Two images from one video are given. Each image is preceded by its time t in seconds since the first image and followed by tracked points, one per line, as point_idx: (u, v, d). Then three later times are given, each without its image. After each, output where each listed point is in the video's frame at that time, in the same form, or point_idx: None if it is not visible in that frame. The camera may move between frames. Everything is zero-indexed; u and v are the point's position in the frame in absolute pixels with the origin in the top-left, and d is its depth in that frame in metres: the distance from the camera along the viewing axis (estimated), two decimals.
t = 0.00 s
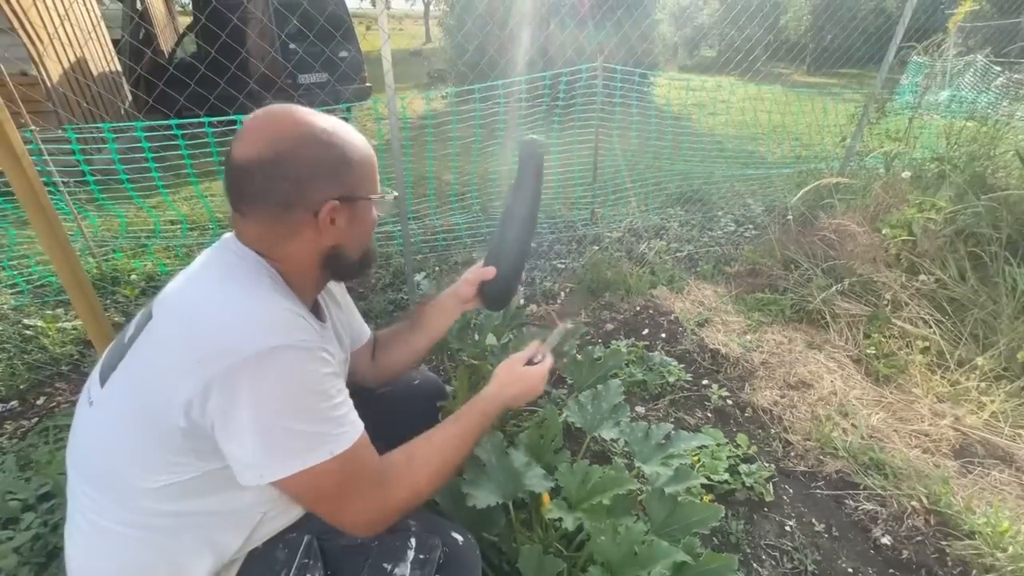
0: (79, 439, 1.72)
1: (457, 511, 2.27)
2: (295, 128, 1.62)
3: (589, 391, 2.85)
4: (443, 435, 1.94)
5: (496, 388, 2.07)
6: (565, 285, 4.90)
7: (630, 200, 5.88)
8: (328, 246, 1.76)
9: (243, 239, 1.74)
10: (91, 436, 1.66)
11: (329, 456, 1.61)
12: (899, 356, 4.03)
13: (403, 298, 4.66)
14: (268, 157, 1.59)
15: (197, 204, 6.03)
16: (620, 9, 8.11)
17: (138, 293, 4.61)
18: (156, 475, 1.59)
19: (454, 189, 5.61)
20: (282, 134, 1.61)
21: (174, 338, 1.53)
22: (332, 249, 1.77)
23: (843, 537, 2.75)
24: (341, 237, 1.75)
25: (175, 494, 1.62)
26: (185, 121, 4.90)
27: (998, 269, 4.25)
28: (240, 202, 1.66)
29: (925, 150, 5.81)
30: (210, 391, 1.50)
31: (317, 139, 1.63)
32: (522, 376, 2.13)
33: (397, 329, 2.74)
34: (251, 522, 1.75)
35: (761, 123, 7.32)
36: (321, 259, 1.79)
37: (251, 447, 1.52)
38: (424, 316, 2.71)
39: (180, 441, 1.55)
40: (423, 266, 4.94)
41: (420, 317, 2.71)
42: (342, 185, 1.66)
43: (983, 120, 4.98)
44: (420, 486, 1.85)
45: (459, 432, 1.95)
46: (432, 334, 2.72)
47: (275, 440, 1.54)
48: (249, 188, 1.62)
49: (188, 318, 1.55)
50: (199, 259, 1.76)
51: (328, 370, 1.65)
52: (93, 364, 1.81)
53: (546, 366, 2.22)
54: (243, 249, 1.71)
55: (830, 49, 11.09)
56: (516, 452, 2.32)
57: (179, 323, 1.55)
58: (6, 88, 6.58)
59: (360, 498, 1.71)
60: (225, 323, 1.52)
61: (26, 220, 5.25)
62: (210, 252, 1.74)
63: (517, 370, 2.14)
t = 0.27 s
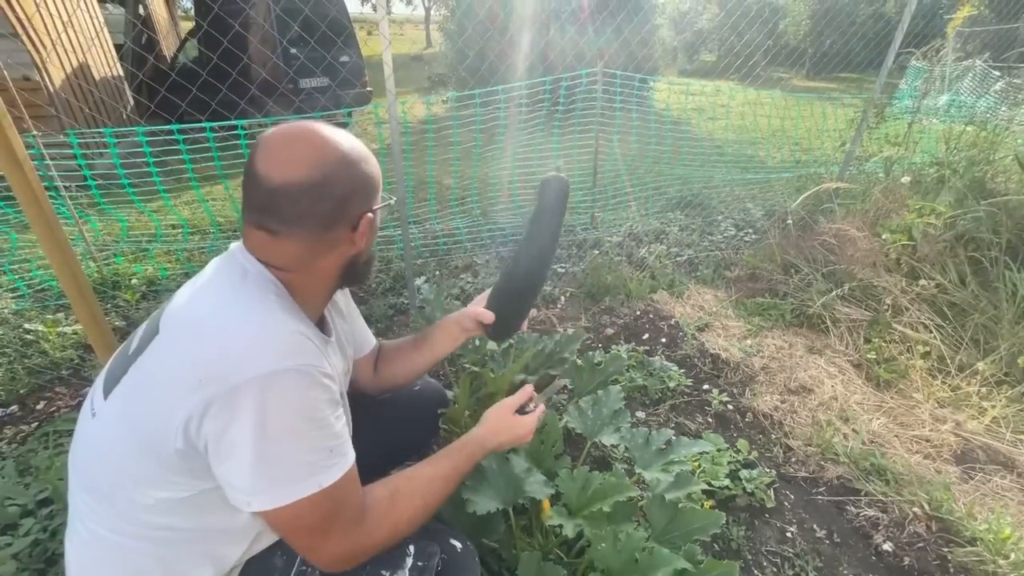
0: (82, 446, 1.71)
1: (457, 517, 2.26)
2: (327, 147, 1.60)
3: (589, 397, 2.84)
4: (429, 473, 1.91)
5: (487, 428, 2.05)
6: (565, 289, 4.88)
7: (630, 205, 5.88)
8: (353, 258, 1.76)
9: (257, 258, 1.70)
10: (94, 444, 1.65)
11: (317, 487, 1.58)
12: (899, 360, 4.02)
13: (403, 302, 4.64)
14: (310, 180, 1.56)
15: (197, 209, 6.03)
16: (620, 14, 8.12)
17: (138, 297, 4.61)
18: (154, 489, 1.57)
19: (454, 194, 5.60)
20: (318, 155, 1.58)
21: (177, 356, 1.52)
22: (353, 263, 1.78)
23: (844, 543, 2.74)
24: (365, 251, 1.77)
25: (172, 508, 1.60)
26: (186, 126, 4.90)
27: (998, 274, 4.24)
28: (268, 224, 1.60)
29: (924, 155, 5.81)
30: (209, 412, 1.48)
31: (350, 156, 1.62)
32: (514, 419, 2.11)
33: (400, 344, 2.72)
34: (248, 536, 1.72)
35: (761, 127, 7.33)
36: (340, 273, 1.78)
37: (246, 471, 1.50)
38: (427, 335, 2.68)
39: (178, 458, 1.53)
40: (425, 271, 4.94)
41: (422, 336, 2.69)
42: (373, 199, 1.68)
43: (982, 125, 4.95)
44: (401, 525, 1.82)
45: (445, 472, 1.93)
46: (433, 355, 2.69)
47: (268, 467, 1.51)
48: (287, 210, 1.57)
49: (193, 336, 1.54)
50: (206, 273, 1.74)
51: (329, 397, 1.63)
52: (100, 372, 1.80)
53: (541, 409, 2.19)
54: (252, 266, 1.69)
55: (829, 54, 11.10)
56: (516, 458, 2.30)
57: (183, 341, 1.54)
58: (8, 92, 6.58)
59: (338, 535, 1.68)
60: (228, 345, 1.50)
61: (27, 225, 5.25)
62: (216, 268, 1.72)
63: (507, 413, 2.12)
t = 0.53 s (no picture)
0: (84, 464, 1.69)
1: (459, 525, 2.25)
2: (329, 159, 1.59)
3: (591, 403, 2.83)
4: (436, 490, 1.87)
5: (492, 438, 1.98)
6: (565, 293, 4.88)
7: (631, 209, 5.87)
8: (356, 270, 1.75)
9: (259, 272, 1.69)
10: (95, 462, 1.64)
11: (320, 512, 1.57)
12: (901, 365, 4.01)
13: (404, 306, 4.62)
14: (314, 192, 1.54)
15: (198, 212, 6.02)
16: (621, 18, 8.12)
17: (139, 301, 4.60)
18: (156, 510, 1.56)
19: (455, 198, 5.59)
20: (321, 167, 1.57)
21: (177, 381, 1.50)
22: (355, 274, 1.77)
23: (847, 550, 2.73)
24: (367, 261, 1.76)
25: (174, 529, 1.58)
26: (188, 129, 4.89)
27: (999, 278, 4.25)
28: (272, 238, 1.59)
29: (924, 159, 5.81)
30: (208, 439, 1.46)
31: (351, 166, 1.61)
32: (525, 426, 2.03)
33: (405, 356, 2.70)
34: (252, 552, 1.71)
35: (761, 131, 7.33)
36: (342, 285, 1.77)
37: (247, 499, 1.48)
38: (434, 351, 2.67)
39: (180, 482, 1.52)
40: (425, 275, 4.93)
41: (429, 352, 2.68)
42: (375, 207, 1.67)
43: (983, 130, 4.96)
44: (409, 544, 1.80)
45: (453, 488, 1.88)
46: (438, 372, 2.69)
47: (269, 494, 1.49)
48: (290, 223, 1.56)
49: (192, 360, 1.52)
50: (206, 291, 1.72)
51: (333, 421, 1.62)
52: (101, 385, 1.79)
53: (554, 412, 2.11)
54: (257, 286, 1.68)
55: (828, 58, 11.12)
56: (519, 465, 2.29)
57: (182, 366, 1.52)
58: (9, 95, 6.57)
59: (346, 555, 1.68)
60: (228, 371, 1.49)
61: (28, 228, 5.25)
62: (217, 286, 1.71)
63: (514, 419, 2.03)
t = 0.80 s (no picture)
0: (89, 469, 1.67)
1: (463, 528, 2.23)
2: (310, 160, 1.57)
3: (595, 405, 2.80)
4: (439, 495, 1.83)
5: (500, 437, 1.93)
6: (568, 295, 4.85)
7: (633, 211, 5.86)
8: (337, 284, 1.69)
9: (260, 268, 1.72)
10: (100, 468, 1.62)
11: (325, 523, 1.55)
12: (905, 367, 3.99)
13: (405, 307, 4.59)
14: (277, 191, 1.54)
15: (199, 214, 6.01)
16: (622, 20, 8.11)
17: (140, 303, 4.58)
18: (161, 517, 1.53)
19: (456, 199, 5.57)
20: (305, 162, 1.57)
21: (179, 390, 1.47)
22: (344, 285, 1.70)
23: (854, 554, 2.71)
24: (354, 274, 1.68)
25: (179, 536, 1.56)
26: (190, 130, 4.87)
27: (1004, 281, 4.23)
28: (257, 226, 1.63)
29: (926, 162, 5.80)
30: (210, 450, 1.43)
31: (331, 174, 1.57)
32: (527, 421, 1.97)
33: (416, 361, 2.68)
34: (258, 557, 1.67)
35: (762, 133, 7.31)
36: (333, 294, 1.72)
37: (250, 510, 1.45)
38: (446, 361, 2.64)
39: (183, 490, 1.49)
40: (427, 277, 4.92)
41: (440, 360, 2.64)
42: (350, 223, 1.59)
43: (985, 131, 4.95)
44: (414, 551, 1.77)
45: (457, 492, 1.83)
46: (446, 382, 2.65)
47: (273, 505, 1.47)
48: (265, 214, 1.58)
49: (194, 369, 1.49)
50: (211, 297, 1.70)
51: (339, 431, 1.60)
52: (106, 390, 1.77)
53: (559, 402, 2.03)
54: (258, 286, 1.68)
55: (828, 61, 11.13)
56: (522, 468, 2.26)
57: (185, 374, 1.49)
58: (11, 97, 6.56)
59: (351, 564, 1.65)
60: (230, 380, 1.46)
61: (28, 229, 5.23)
62: (223, 292, 1.69)
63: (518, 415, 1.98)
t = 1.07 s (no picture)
0: (88, 466, 1.66)
1: (463, 527, 2.21)
2: (297, 153, 1.59)
3: (597, 405, 2.79)
4: (436, 499, 1.81)
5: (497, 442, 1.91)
6: (568, 295, 4.84)
7: (633, 211, 5.85)
8: (313, 286, 1.66)
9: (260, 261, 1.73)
10: (98, 464, 1.60)
11: (319, 523, 1.53)
12: (907, 368, 3.98)
13: (406, 308, 4.58)
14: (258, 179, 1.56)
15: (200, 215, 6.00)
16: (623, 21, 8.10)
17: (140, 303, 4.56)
18: (157, 514, 1.52)
19: (456, 200, 5.55)
20: (300, 150, 1.59)
21: (174, 386, 1.46)
22: (321, 290, 1.67)
23: (857, 555, 2.69)
24: (330, 278, 1.65)
25: (176, 533, 1.54)
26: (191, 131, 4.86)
27: (1006, 281, 4.22)
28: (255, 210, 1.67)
29: (926, 162, 5.79)
30: (203, 447, 1.42)
31: (311, 170, 1.56)
32: (530, 426, 1.96)
33: (426, 366, 2.66)
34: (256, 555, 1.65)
35: (762, 134, 7.30)
36: (315, 298, 1.69)
37: (243, 508, 1.43)
38: (454, 372, 2.64)
39: (179, 487, 1.48)
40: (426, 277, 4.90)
41: (450, 372, 2.64)
42: (320, 222, 1.56)
43: (986, 132, 4.95)
44: (409, 554, 1.76)
45: (455, 499, 1.81)
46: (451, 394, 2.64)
47: (266, 505, 1.45)
48: (255, 198, 1.61)
49: (191, 366, 1.47)
50: (211, 295, 1.69)
51: (335, 432, 1.58)
52: (106, 383, 1.76)
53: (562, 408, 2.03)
54: (255, 280, 1.69)
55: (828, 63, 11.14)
56: (523, 467, 2.25)
57: (181, 371, 1.48)
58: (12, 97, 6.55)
59: (346, 566, 1.64)
60: (225, 378, 1.44)
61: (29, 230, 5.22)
62: (223, 289, 1.68)
63: (516, 417, 1.95)
